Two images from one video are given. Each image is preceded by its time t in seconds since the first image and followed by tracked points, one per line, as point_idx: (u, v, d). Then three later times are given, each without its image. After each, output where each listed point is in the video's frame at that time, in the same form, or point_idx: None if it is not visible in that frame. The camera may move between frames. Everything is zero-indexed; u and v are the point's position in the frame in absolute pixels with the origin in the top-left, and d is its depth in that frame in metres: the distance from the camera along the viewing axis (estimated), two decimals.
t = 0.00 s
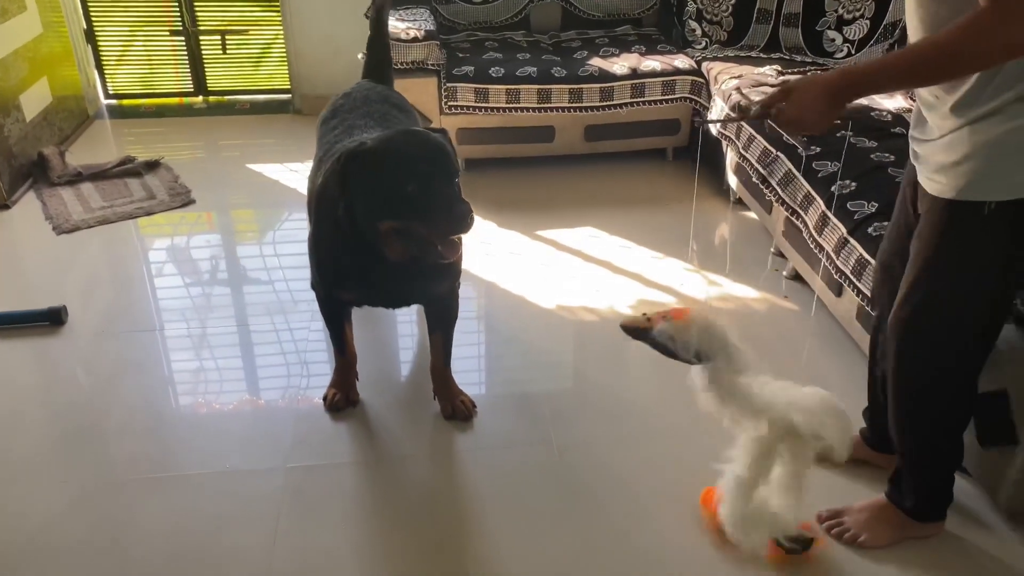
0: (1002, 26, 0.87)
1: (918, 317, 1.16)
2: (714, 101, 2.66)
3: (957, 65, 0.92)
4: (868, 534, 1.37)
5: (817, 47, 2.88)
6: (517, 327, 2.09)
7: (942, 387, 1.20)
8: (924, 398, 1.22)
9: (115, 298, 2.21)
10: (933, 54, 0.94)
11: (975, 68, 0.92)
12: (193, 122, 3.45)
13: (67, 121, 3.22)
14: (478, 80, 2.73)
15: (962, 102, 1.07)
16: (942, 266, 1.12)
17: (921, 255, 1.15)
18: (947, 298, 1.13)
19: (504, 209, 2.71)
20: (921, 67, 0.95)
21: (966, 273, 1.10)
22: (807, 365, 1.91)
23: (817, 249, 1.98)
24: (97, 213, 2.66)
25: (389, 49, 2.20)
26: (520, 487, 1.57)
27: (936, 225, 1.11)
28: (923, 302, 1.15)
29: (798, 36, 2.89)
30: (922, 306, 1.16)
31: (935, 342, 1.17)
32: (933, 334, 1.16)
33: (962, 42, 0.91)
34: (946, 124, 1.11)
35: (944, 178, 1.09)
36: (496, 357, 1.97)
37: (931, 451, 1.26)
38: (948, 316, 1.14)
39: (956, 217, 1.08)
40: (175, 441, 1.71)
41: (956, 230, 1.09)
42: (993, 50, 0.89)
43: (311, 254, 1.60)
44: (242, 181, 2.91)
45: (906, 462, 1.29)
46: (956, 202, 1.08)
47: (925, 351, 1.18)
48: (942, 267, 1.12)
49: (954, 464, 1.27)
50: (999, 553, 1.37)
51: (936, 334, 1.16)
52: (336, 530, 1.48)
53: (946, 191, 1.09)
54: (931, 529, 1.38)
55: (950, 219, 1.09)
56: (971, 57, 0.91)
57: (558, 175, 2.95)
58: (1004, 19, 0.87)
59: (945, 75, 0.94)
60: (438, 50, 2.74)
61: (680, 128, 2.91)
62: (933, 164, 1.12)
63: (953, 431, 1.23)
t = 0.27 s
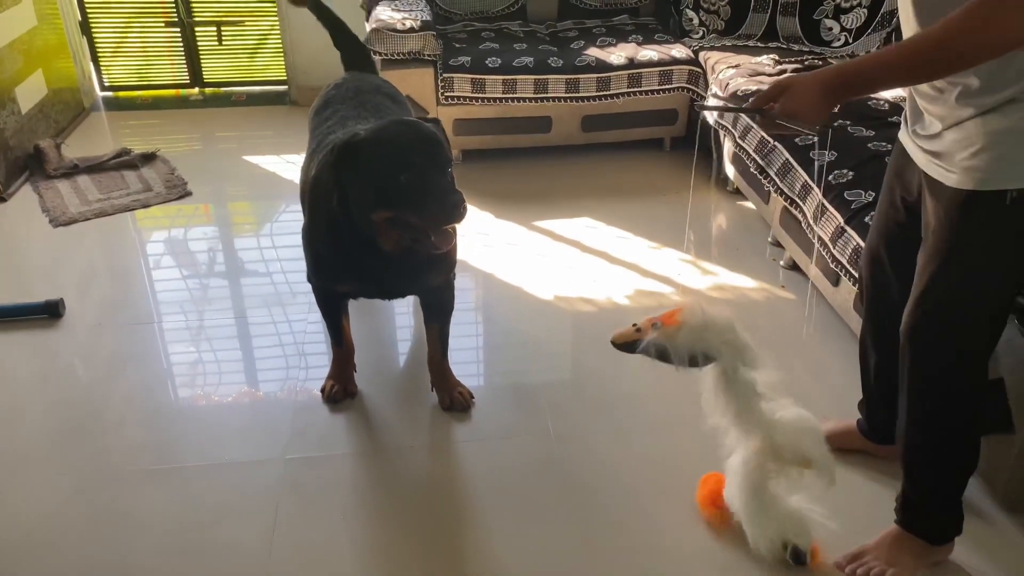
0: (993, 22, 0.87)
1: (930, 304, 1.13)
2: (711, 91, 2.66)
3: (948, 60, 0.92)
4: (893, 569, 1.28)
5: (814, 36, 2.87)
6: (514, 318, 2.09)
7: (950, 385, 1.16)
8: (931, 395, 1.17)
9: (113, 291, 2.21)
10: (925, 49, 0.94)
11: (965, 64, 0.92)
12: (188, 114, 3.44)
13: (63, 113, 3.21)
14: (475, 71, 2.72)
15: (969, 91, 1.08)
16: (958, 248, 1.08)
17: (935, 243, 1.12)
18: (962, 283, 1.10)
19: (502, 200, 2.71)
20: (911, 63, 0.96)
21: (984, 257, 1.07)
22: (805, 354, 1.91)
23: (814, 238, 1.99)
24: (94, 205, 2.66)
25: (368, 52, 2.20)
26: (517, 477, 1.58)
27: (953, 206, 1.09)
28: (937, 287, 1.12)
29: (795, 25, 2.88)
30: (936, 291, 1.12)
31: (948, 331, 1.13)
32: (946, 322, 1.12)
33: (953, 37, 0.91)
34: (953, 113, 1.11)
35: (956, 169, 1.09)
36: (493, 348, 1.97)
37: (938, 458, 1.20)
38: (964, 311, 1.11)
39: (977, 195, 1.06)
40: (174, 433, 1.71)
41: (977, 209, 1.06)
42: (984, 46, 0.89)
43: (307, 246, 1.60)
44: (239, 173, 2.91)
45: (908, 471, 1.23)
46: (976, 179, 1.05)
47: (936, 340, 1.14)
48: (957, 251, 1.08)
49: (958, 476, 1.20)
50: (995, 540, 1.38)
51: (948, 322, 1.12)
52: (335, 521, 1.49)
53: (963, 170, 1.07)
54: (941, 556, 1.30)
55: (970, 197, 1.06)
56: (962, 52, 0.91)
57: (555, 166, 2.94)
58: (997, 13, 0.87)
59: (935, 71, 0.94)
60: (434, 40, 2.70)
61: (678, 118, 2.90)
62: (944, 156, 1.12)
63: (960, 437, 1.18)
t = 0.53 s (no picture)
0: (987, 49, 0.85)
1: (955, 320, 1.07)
2: (710, 83, 2.65)
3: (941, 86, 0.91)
4: None
5: (813, 27, 2.87)
6: (513, 311, 2.09)
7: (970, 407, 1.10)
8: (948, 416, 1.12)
9: (112, 285, 2.21)
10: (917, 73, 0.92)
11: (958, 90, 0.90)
12: (187, 107, 3.43)
13: (61, 107, 3.20)
14: (474, 64, 2.71)
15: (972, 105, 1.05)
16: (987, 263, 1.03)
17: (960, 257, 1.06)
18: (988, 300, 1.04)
19: (501, 193, 2.71)
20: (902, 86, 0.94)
21: (1012, 270, 1.01)
22: (804, 347, 1.91)
23: (811, 229, 1.99)
24: (92, 199, 2.65)
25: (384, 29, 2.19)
26: (516, 469, 1.58)
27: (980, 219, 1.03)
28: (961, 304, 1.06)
29: (795, 17, 2.88)
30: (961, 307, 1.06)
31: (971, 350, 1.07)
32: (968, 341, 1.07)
33: (947, 62, 0.89)
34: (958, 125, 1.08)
35: (967, 189, 1.05)
36: (492, 341, 1.97)
37: (953, 478, 1.13)
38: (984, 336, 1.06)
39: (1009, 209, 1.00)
40: (173, 426, 1.71)
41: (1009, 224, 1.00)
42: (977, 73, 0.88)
43: (304, 239, 1.61)
44: (238, 166, 2.90)
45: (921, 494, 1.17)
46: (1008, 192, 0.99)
47: (958, 359, 1.08)
48: (984, 266, 1.03)
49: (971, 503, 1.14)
50: (993, 532, 1.38)
51: (972, 341, 1.06)
52: (335, 515, 1.49)
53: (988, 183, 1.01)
54: None
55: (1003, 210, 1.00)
56: (955, 78, 0.89)
57: (554, 158, 2.94)
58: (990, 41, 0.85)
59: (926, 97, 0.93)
60: (433, 33, 2.74)
61: (677, 110, 2.90)
62: (955, 172, 1.09)
63: (977, 463, 1.12)
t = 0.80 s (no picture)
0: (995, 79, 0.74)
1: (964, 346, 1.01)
2: (712, 78, 2.65)
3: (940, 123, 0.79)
4: None
5: (816, 22, 2.86)
6: (516, 306, 2.09)
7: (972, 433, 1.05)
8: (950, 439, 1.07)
9: (115, 279, 2.22)
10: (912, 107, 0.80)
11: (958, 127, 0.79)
12: (189, 102, 3.43)
13: (63, 102, 3.21)
14: (476, 59, 2.71)
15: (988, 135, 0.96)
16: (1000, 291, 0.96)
17: (970, 281, 1.00)
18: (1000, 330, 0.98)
19: (504, 188, 2.71)
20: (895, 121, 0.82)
21: None
22: (806, 342, 1.91)
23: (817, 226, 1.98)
24: (95, 193, 2.66)
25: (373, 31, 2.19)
26: (518, 464, 1.59)
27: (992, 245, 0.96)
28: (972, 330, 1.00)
29: (798, 11, 2.87)
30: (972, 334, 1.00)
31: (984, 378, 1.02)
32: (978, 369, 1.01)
33: (953, 93, 0.77)
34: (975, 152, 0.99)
35: (984, 223, 0.97)
36: (494, 336, 1.97)
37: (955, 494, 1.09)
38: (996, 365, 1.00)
39: None
40: (176, 421, 1.72)
41: None
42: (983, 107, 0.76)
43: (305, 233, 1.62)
44: (240, 161, 2.90)
45: (917, 512, 1.14)
46: None
47: (967, 387, 1.03)
48: (996, 295, 0.97)
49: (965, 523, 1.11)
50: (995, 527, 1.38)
51: (983, 370, 1.01)
52: (338, 509, 1.49)
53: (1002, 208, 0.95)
54: None
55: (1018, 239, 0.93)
56: (954, 114, 0.78)
57: (557, 153, 2.94)
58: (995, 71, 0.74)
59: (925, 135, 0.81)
60: (434, 28, 2.71)
61: (679, 105, 2.89)
62: (971, 207, 1.00)
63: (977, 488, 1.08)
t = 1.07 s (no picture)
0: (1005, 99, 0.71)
1: (989, 361, 0.96)
2: (720, 75, 2.65)
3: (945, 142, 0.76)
4: None
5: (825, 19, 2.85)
6: (522, 302, 2.10)
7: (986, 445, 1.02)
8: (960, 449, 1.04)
9: (123, 274, 2.23)
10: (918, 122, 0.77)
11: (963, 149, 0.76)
12: (197, 98, 3.44)
13: (72, 96, 3.22)
14: (484, 55, 2.71)
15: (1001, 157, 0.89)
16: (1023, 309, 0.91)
17: (984, 301, 0.95)
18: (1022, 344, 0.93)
19: (510, 184, 2.71)
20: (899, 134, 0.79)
21: None
22: (812, 339, 1.91)
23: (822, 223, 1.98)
24: (103, 188, 2.67)
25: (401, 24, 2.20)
26: (524, 459, 1.59)
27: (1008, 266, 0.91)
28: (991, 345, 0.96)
29: (806, 8, 2.86)
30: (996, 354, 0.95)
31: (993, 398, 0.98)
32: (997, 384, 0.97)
33: (935, 115, 0.75)
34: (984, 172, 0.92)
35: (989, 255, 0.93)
36: (500, 332, 1.98)
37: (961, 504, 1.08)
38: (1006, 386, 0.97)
39: None
40: (183, 415, 1.73)
41: None
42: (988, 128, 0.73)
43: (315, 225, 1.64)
44: (248, 156, 2.91)
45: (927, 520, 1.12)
46: None
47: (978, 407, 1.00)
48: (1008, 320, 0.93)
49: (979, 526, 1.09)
50: (1000, 524, 1.38)
51: (1003, 386, 0.97)
52: (343, 503, 1.50)
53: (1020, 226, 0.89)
54: None
55: None
56: (934, 137, 0.76)
57: (564, 149, 2.94)
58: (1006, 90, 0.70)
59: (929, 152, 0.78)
60: (442, 24, 2.74)
61: (686, 102, 2.89)
62: (979, 236, 0.95)
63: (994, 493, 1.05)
